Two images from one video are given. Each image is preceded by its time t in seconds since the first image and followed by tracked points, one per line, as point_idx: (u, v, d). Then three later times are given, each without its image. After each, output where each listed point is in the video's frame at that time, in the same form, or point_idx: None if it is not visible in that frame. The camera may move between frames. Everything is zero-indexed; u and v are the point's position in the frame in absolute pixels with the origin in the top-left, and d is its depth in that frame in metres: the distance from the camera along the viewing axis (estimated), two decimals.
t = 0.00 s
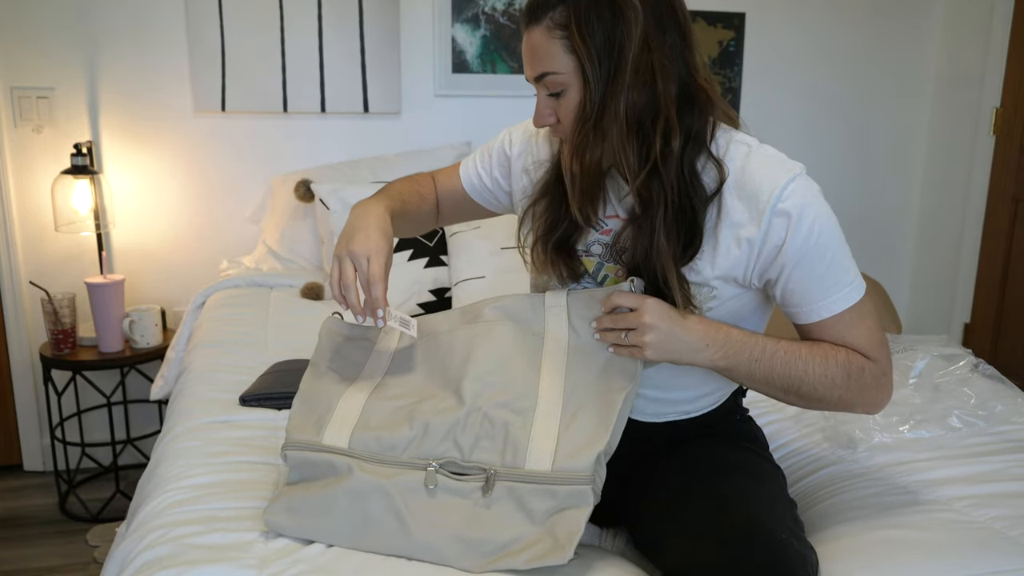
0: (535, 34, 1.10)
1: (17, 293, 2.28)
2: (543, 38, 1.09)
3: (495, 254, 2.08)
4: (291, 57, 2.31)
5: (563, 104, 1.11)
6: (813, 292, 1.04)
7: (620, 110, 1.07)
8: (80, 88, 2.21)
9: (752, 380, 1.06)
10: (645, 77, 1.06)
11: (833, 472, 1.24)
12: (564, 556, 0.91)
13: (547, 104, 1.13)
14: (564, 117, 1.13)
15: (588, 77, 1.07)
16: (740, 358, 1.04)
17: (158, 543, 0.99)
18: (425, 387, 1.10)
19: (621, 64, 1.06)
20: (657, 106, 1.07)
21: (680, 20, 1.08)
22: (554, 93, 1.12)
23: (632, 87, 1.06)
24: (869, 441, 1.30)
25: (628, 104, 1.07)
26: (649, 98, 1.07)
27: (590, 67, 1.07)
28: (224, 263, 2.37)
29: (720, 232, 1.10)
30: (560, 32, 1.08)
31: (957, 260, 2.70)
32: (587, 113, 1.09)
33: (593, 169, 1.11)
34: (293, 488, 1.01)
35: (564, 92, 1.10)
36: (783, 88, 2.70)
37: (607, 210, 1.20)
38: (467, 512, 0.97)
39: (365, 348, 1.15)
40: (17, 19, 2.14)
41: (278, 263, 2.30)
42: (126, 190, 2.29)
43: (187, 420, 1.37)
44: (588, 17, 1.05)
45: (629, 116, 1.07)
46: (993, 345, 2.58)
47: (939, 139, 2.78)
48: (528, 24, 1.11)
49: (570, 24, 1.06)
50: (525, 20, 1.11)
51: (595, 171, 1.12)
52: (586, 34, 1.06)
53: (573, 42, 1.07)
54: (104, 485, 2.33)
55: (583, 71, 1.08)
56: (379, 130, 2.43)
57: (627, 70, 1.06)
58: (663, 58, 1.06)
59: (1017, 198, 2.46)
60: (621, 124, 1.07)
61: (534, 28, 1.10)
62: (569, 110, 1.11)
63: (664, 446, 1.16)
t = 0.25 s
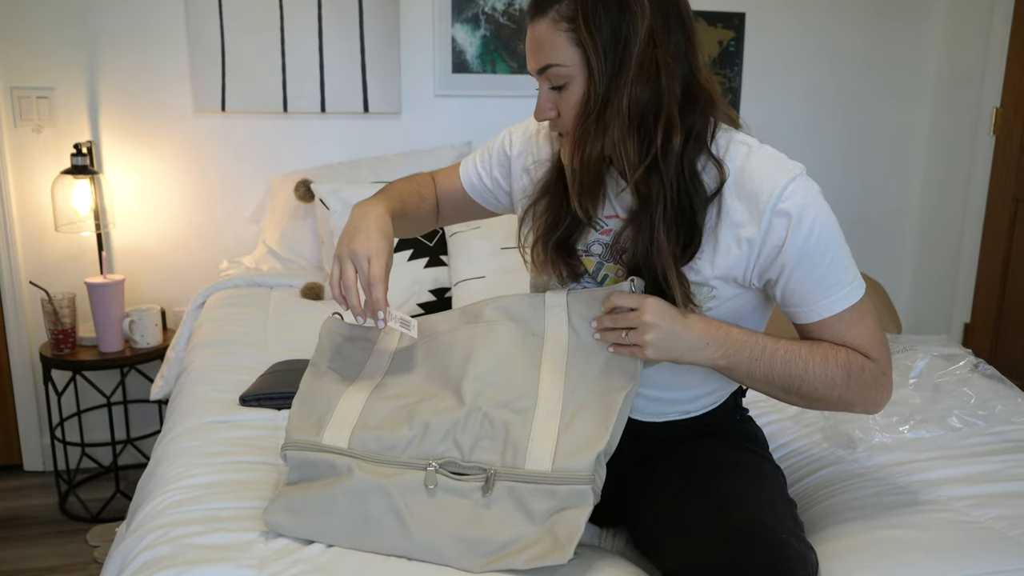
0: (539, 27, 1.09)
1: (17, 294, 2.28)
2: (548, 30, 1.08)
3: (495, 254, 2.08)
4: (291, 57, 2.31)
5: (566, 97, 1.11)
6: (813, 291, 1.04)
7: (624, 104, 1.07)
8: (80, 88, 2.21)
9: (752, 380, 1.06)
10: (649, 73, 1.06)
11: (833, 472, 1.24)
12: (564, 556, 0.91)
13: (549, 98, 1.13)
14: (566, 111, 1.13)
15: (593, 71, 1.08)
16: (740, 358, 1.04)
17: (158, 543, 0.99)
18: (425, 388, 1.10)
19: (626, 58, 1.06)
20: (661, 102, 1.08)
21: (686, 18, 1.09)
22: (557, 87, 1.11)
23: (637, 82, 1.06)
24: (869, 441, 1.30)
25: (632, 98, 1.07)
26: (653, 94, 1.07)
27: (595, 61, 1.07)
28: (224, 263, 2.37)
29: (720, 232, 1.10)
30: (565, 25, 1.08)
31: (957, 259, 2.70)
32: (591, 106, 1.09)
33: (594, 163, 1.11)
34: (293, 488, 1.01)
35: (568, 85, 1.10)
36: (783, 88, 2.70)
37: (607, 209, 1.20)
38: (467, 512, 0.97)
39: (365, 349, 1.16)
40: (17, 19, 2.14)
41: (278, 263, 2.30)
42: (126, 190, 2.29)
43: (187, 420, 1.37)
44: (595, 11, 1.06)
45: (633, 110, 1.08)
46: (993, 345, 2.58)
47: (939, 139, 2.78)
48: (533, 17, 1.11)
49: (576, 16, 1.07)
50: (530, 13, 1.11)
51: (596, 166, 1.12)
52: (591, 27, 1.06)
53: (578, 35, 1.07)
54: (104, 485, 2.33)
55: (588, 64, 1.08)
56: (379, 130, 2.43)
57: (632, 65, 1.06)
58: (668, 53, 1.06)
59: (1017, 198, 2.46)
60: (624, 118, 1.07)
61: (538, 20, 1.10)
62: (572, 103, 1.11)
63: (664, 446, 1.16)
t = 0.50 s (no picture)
0: (536, 42, 1.09)
1: (17, 294, 2.28)
2: (543, 44, 1.08)
3: (495, 254, 2.08)
4: (291, 57, 2.31)
5: (567, 110, 1.11)
6: (814, 292, 1.04)
7: (624, 113, 1.06)
8: (80, 88, 2.21)
9: (753, 380, 1.06)
10: (647, 80, 1.06)
11: (833, 472, 1.24)
12: (565, 556, 0.91)
13: (550, 110, 1.12)
14: (568, 124, 1.12)
15: (592, 81, 1.07)
16: (741, 358, 1.04)
17: (158, 543, 0.99)
18: (425, 388, 1.10)
19: (624, 67, 1.06)
20: (660, 108, 1.08)
21: (679, 20, 1.09)
22: (557, 99, 1.11)
23: (636, 90, 1.06)
24: (869, 441, 1.30)
25: (632, 107, 1.07)
26: (653, 100, 1.07)
27: (593, 72, 1.07)
28: (224, 263, 2.37)
29: (720, 233, 1.10)
30: (561, 38, 1.07)
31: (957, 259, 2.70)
32: (591, 117, 1.09)
33: (598, 173, 1.11)
34: (293, 488, 1.01)
35: (568, 97, 1.10)
36: (783, 88, 2.70)
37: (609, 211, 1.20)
38: (467, 512, 0.97)
39: (365, 349, 1.16)
40: (18, 19, 2.14)
41: (278, 263, 2.30)
42: (126, 190, 2.29)
43: (187, 420, 1.37)
44: (589, 21, 1.05)
45: (633, 119, 1.07)
46: (993, 345, 2.58)
47: (939, 139, 2.79)
48: (528, 32, 1.10)
49: (570, 30, 1.06)
50: (525, 27, 1.11)
51: (600, 175, 1.11)
52: (588, 39, 1.05)
53: (574, 47, 1.06)
54: (104, 485, 2.33)
55: (586, 76, 1.08)
56: (379, 130, 2.43)
57: (630, 74, 1.05)
58: (664, 59, 1.06)
59: (1017, 198, 2.46)
60: (625, 127, 1.07)
61: (534, 34, 1.09)
62: (573, 115, 1.11)
63: (665, 446, 1.16)
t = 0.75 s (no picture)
0: (537, 42, 1.09)
1: (17, 294, 2.28)
2: (544, 45, 1.08)
3: (495, 254, 2.08)
4: (291, 58, 2.31)
5: (568, 110, 1.11)
6: (814, 292, 1.04)
7: (625, 113, 1.06)
8: (80, 88, 2.21)
9: (753, 380, 1.06)
10: (648, 79, 1.06)
11: (833, 472, 1.24)
12: (565, 555, 0.91)
13: (552, 111, 1.12)
14: (570, 124, 1.12)
15: (592, 82, 1.07)
16: (741, 358, 1.04)
17: (158, 543, 0.99)
18: (426, 388, 1.10)
19: (624, 67, 1.06)
20: (660, 107, 1.08)
21: (680, 19, 1.09)
22: (559, 100, 1.11)
23: (636, 89, 1.06)
24: (870, 441, 1.30)
25: (632, 106, 1.07)
26: (653, 99, 1.07)
27: (593, 72, 1.07)
28: (225, 263, 2.37)
29: (721, 233, 1.10)
30: (562, 38, 1.07)
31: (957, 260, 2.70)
32: (592, 117, 1.09)
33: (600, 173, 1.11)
34: (293, 488, 1.01)
35: (569, 98, 1.10)
36: (783, 89, 2.71)
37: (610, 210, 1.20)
38: (467, 512, 0.97)
39: (366, 349, 1.16)
40: (19, 19, 2.14)
41: (278, 263, 2.30)
42: (126, 190, 2.29)
43: (187, 420, 1.37)
44: (589, 20, 1.05)
45: (634, 119, 1.07)
46: (993, 345, 2.58)
47: (939, 139, 2.79)
48: (528, 33, 1.10)
49: (571, 29, 1.06)
50: (525, 27, 1.11)
51: (600, 175, 1.11)
52: (588, 39, 1.05)
53: (575, 48, 1.06)
54: (105, 485, 2.33)
55: (587, 76, 1.08)
56: (379, 130, 2.43)
57: (631, 73, 1.06)
58: (664, 58, 1.06)
59: (1017, 198, 2.46)
60: (625, 127, 1.07)
61: (534, 36, 1.09)
62: (574, 115, 1.11)
63: (665, 446, 1.16)
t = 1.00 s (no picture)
0: (536, 43, 1.09)
1: (17, 294, 2.28)
2: (544, 45, 1.08)
3: (495, 254, 2.08)
4: (291, 58, 2.31)
5: (567, 110, 1.11)
6: (814, 293, 1.04)
7: (623, 114, 1.07)
8: (80, 88, 2.21)
9: (753, 380, 1.06)
10: (647, 80, 1.06)
11: (833, 472, 1.24)
12: (565, 555, 0.91)
13: (551, 111, 1.12)
14: (569, 123, 1.12)
15: (591, 82, 1.07)
16: (742, 358, 1.04)
17: (158, 543, 0.99)
18: (426, 388, 1.10)
19: (623, 67, 1.06)
20: (659, 108, 1.08)
21: (679, 20, 1.09)
22: (558, 100, 1.11)
23: (635, 90, 1.06)
24: (869, 441, 1.30)
25: (631, 107, 1.07)
26: (652, 100, 1.07)
27: (592, 72, 1.07)
28: (225, 263, 2.37)
29: (721, 234, 1.10)
30: (561, 39, 1.07)
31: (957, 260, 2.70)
32: (591, 118, 1.09)
33: (598, 173, 1.11)
34: (293, 488, 1.01)
35: (568, 98, 1.10)
36: (783, 89, 2.71)
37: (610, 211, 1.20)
38: (467, 512, 0.97)
39: (366, 349, 1.16)
40: (19, 20, 2.14)
41: (279, 263, 2.30)
42: (126, 190, 2.29)
43: (187, 420, 1.37)
44: (589, 21, 1.05)
45: (633, 120, 1.07)
46: (993, 346, 2.57)
47: (939, 139, 2.79)
48: (528, 33, 1.10)
49: (570, 30, 1.06)
50: (524, 27, 1.11)
51: (600, 176, 1.12)
52: (587, 39, 1.05)
53: (574, 48, 1.06)
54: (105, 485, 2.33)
55: (586, 76, 1.08)
56: (379, 130, 2.43)
57: (630, 75, 1.06)
58: (663, 59, 1.06)
59: (1017, 198, 2.46)
60: (624, 127, 1.07)
61: (534, 36, 1.09)
62: (573, 116, 1.11)
63: (665, 446, 1.16)
